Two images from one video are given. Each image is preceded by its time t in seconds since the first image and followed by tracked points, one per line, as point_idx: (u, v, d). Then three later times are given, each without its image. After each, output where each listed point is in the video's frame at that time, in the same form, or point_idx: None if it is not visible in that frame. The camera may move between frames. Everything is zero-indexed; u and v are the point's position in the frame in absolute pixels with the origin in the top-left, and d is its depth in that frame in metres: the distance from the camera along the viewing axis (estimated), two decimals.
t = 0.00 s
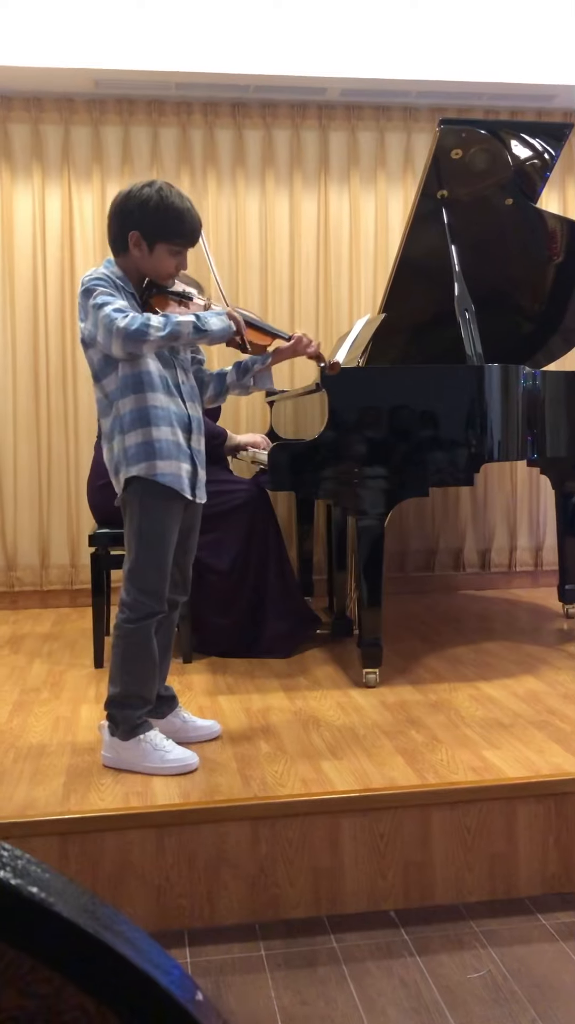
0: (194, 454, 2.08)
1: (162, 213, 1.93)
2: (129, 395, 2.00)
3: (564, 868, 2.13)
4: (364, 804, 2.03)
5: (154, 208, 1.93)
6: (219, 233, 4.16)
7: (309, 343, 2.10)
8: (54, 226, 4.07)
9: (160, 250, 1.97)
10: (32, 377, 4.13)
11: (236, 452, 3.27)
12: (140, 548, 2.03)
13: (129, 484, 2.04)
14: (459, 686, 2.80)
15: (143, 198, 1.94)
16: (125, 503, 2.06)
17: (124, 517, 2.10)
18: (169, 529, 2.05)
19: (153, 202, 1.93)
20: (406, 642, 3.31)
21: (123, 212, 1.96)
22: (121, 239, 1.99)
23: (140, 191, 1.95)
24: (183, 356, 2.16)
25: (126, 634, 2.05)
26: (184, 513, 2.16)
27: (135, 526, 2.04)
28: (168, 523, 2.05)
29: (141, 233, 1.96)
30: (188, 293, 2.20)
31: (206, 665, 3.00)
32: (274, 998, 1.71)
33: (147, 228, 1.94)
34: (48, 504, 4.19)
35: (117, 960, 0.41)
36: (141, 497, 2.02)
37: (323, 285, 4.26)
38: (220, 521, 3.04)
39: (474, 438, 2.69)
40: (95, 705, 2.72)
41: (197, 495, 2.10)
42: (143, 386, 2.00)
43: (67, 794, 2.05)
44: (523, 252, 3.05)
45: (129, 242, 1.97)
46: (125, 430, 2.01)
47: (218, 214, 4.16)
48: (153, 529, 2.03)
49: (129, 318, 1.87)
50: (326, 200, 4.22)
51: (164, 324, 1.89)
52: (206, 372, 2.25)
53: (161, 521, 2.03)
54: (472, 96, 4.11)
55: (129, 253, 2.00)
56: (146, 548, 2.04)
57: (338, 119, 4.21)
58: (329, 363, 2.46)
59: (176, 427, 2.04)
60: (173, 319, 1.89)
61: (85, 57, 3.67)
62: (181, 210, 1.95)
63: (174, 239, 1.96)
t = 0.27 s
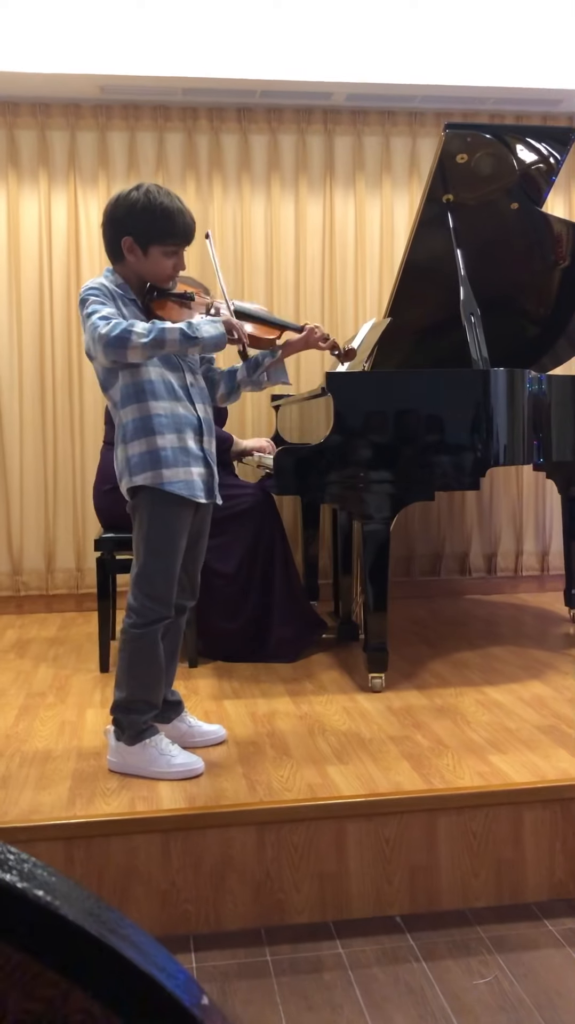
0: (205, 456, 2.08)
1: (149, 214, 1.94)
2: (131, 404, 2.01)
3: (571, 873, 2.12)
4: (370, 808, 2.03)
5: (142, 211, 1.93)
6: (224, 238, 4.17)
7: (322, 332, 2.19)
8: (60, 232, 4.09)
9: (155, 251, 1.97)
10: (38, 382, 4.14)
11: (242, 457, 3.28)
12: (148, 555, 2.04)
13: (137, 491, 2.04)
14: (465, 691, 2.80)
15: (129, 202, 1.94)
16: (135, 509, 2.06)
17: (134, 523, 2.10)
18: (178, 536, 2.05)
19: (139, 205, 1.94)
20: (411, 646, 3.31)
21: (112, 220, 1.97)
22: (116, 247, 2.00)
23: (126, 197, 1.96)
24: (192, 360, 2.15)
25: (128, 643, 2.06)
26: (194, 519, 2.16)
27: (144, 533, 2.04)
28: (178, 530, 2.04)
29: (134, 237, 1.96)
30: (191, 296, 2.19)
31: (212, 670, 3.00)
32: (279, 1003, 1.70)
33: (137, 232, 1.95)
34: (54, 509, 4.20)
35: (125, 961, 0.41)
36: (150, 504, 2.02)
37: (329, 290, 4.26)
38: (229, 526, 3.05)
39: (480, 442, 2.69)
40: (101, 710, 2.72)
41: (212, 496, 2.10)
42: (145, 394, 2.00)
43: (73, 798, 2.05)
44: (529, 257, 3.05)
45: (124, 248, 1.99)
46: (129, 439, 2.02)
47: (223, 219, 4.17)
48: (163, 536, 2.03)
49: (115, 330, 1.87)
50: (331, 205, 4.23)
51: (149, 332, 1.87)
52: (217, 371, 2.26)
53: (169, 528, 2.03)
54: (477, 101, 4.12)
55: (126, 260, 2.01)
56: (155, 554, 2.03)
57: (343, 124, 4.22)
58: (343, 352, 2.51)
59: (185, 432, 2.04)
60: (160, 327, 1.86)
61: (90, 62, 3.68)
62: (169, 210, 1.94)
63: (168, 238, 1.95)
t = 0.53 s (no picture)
0: (206, 460, 2.08)
1: (151, 215, 1.94)
2: (130, 409, 2.01)
3: None
4: (374, 812, 2.03)
5: (144, 212, 1.94)
6: (228, 241, 4.17)
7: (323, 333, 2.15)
8: (64, 235, 4.09)
9: (156, 254, 1.96)
10: (41, 385, 4.14)
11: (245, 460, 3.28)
12: (149, 558, 2.03)
13: (138, 495, 2.05)
14: (469, 694, 2.80)
15: (131, 205, 1.95)
16: (137, 512, 2.06)
17: (136, 526, 2.10)
18: (179, 539, 2.05)
19: (141, 207, 1.94)
20: (415, 649, 3.30)
21: (115, 223, 1.97)
22: (118, 250, 2.00)
23: (128, 199, 1.96)
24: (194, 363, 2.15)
25: (127, 647, 2.06)
26: (197, 522, 2.16)
27: (146, 536, 2.04)
28: (179, 532, 2.04)
29: (136, 240, 1.96)
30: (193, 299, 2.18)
31: (215, 673, 3.00)
32: (283, 1007, 1.70)
33: (139, 234, 1.95)
34: (57, 512, 4.20)
35: (133, 966, 0.37)
36: (151, 508, 2.02)
37: (332, 294, 4.27)
38: (231, 531, 3.06)
39: (483, 445, 2.69)
40: (104, 713, 2.72)
41: (214, 499, 2.10)
42: (143, 399, 2.00)
43: (76, 802, 2.05)
44: (532, 260, 3.05)
45: (125, 250, 1.98)
46: (128, 444, 2.02)
47: (226, 222, 4.17)
48: (165, 539, 2.03)
49: (105, 339, 1.88)
50: (334, 208, 4.23)
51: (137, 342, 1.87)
52: (219, 373, 2.26)
53: (171, 531, 2.03)
54: (481, 104, 4.12)
55: (128, 262, 2.01)
56: (156, 558, 2.03)
57: (346, 127, 4.22)
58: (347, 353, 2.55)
59: (184, 436, 2.04)
60: (148, 340, 1.86)
61: (94, 65, 3.68)
62: (170, 211, 1.94)
63: (169, 241, 1.95)
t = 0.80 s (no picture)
0: (200, 464, 2.08)
1: (162, 217, 1.94)
2: (126, 411, 2.01)
3: None
4: (375, 813, 2.02)
5: (154, 214, 1.94)
6: (229, 243, 4.18)
7: (322, 349, 2.21)
8: (65, 237, 4.09)
9: (163, 256, 1.97)
10: (43, 387, 4.14)
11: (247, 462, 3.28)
12: (146, 559, 2.03)
13: (133, 496, 2.04)
14: (470, 696, 2.79)
15: (142, 205, 1.95)
16: (133, 513, 2.06)
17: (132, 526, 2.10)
18: (177, 540, 2.05)
19: (152, 208, 1.95)
20: (416, 651, 3.30)
21: (123, 221, 1.98)
22: (124, 248, 2.00)
23: (139, 199, 1.96)
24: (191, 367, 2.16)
25: (125, 649, 2.06)
26: (193, 523, 2.16)
27: (144, 536, 2.03)
28: (176, 533, 2.04)
29: (144, 240, 1.96)
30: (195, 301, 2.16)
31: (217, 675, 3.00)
32: (284, 1009, 1.70)
33: (147, 234, 1.95)
34: (59, 514, 4.20)
35: (133, 965, 0.38)
36: (148, 509, 2.02)
37: (333, 295, 4.27)
38: (231, 532, 3.05)
39: (485, 447, 2.69)
40: (105, 714, 2.72)
41: (207, 504, 2.10)
42: (140, 401, 2.00)
43: (77, 803, 2.05)
44: (533, 261, 3.05)
45: (131, 249, 1.99)
46: (123, 445, 2.02)
47: (228, 224, 4.17)
48: (162, 539, 2.03)
49: (101, 347, 1.87)
50: (336, 210, 4.24)
51: (130, 354, 1.87)
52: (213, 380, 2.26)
53: (169, 531, 2.03)
54: (482, 106, 4.12)
55: (133, 261, 2.02)
56: (154, 558, 2.03)
57: (347, 129, 4.22)
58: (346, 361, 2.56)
59: (180, 439, 2.04)
60: (141, 352, 1.86)
61: (95, 68, 3.69)
62: (180, 215, 1.95)
63: (177, 245, 1.96)
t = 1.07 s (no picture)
0: (193, 466, 2.08)
1: (174, 220, 1.95)
2: (121, 410, 2.01)
3: None
4: (375, 814, 2.03)
5: (167, 215, 1.95)
6: (229, 244, 4.18)
7: (318, 362, 2.30)
8: (65, 238, 4.10)
9: (170, 258, 1.97)
10: (43, 388, 4.14)
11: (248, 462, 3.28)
12: (141, 559, 2.04)
13: (125, 496, 2.04)
14: (470, 696, 2.80)
15: (157, 206, 1.96)
16: (127, 513, 2.06)
17: (127, 526, 2.10)
18: (172, 541, 2.05)
19: (166, 209, 1.95)
20: (416, 651, 3.31)
21: (135, 220, 1.98)
22: (133, 246, 2.00)
23: (153, 199, 1.97)
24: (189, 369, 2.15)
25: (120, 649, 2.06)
26: (187, 523, 2.16)
27: (139, 536, 2.03)
28: (171, 533, 2.05)
29: (153, 240, 1.96)
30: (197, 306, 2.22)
31: (217, 675, 3.00)
32: (284, 1009, 1.70)
33: (158, 235, 1.95)
34: (59, 514, 4.20)
35: (133, 965, 0.38)
36: (142, 508, 2.02)
37: (333, 296, 4.27)
38: (231, 534, 3.07)
39: (485, 448, 2.69)
40: (105, 715, 2.72)
41: (198, 507, 2.09)
42: (136, 402, 2.00)
43: (77, 803, 2.05)
44: (533, 262, 3.05)
45: (140, 248, 1.98)
46: (115, 444, 2.02)
47: (228, 224, 4.18)
48: (157, 539, 2.03)
49: (102, 353, 1.87)
50: (336, 211, 4.24)
51: (129, 364, 1.86)
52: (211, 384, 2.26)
53: (165, 532, 2.03)
54: (483, 107, 4.12)
55: (140, 260, 2.01)
56: (150, 558, 2.03)
57: (348, 130, 4.23)
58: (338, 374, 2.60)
59: (173, 441, 2.04)
60: (140, 360, 1.85)
61: (95, 69, 3.69)
62: (193, 218, 1.96)
63: (186, 247, 1.96)
